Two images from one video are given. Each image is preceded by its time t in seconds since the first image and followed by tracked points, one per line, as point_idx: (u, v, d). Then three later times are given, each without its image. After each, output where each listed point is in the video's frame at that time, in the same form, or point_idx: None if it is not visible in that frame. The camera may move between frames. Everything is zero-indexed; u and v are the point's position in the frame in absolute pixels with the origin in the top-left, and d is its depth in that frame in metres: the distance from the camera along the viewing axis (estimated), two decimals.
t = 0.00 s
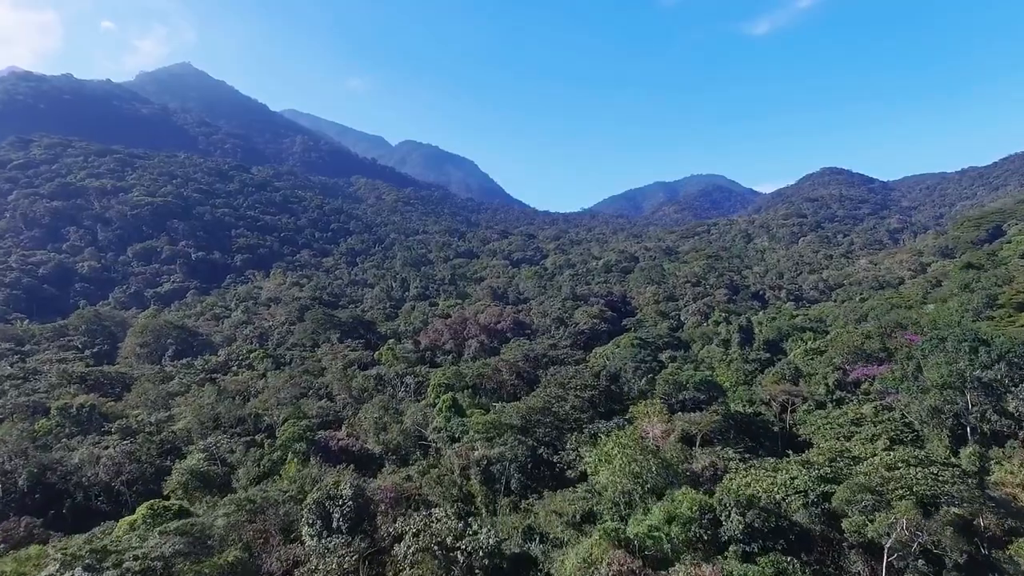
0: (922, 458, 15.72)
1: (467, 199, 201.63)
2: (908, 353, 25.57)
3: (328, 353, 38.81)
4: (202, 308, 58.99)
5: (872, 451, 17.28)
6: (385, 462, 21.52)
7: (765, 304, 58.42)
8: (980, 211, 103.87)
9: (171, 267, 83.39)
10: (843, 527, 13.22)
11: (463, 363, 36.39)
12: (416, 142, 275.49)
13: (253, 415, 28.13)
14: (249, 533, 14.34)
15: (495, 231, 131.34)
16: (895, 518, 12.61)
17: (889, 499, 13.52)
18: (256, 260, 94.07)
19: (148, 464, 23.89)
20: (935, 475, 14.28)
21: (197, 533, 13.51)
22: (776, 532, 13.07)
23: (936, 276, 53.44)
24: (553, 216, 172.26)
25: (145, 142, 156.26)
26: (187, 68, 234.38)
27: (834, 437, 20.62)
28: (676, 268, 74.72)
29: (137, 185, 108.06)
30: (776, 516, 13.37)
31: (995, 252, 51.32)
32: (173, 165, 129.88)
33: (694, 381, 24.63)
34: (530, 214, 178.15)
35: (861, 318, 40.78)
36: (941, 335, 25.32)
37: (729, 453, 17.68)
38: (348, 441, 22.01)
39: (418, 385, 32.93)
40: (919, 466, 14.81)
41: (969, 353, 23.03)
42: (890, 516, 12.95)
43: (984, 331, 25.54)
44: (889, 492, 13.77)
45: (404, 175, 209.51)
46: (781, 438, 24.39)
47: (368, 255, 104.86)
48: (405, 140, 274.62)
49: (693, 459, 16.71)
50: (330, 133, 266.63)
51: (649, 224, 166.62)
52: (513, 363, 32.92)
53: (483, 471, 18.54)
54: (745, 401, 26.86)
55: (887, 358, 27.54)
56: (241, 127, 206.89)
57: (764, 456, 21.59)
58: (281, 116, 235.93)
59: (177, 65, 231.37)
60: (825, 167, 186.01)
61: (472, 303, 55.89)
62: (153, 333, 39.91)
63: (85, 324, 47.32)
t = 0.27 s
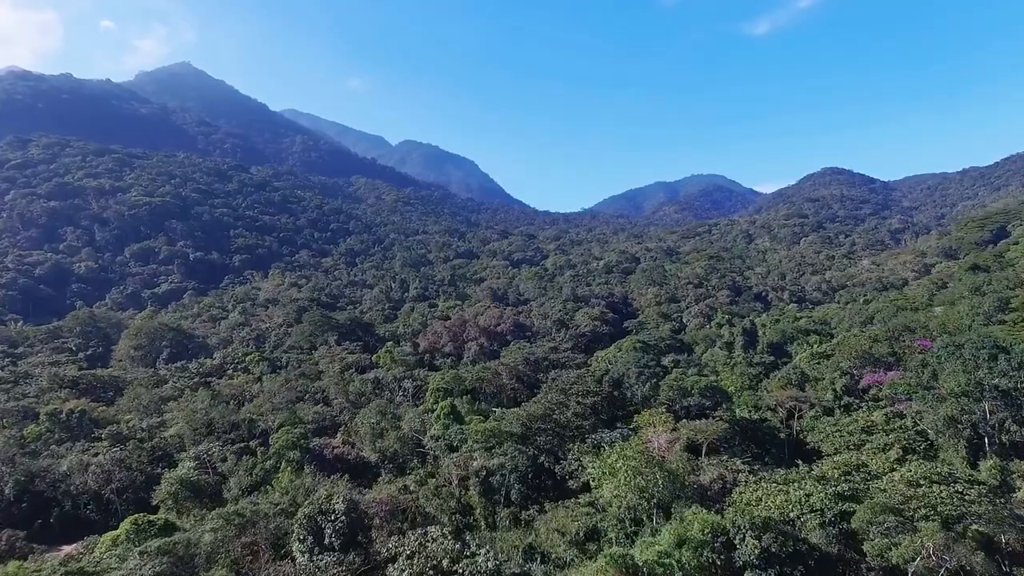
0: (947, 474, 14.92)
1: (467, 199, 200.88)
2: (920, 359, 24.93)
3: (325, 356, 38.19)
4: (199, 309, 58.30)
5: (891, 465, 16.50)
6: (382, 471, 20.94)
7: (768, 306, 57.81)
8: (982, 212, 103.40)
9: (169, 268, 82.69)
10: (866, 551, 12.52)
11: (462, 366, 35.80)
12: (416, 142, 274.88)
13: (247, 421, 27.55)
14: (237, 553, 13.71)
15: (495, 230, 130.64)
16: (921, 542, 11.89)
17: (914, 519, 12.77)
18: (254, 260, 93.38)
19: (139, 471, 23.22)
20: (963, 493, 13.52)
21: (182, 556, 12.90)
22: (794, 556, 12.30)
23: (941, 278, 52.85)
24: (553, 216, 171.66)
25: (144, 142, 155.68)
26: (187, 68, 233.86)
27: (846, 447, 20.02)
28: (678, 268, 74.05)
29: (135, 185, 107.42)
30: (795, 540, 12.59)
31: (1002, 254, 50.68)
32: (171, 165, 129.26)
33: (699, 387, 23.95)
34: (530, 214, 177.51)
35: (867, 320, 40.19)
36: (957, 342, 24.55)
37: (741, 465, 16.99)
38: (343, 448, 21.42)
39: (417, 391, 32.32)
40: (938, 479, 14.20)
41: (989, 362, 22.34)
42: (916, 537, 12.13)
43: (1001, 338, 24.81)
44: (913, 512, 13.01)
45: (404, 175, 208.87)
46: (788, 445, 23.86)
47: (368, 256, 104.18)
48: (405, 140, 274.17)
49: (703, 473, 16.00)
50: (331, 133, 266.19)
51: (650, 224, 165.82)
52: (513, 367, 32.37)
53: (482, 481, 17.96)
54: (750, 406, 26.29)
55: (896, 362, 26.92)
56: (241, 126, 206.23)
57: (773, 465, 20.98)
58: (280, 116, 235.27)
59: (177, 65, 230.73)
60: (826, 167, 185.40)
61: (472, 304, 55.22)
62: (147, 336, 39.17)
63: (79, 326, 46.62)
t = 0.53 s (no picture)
0: (976, 495, 14.06)
1: (467, 198, 200.14)
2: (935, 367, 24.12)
3: (322, 360, 37.44)
4: (195, 311, 57.58)
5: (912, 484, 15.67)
6: (377, 482, 20.24)
7: (771, 308, 57.10)
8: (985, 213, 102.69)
9: (166, 268, 81.94)
10: None
11: (461, 371, 35.06)
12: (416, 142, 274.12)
13: (239, 427, 26.81)
14: None
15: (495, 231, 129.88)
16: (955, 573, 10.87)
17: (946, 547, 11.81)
18: (252, 261, 92.60)
19: (126, 481, 22.43)
20: (995, 520, 12.65)
21: None
22: None
23: (946, 280, 52.11)
24: (553, 216, 170.90)
25: (143, 141, 154.97)
26: (187, 68, 233.25)
27: (859, 459, 19.29)
28: (680, 269, 73.29)
29: (133, 185, 106.58)
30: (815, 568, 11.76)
31: (1009, 256, 49.90)
32: (169, 164, 128.54)
33: (706, 395, 23.18)
34: (530, 214, 176.78)
35: (874, 324, 39.43)
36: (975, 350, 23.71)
37: (754, 482, 16.20)
38: (337, 459, 20.69)
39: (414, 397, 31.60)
40: (962, 499, 13.46)
41: (1009, 371, 21.49)
42: (951, 569, 11.01)
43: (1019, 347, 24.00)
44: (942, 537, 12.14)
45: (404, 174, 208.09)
46: (797, 453, 23.18)
47: (367, 256, 103.48)
48: (405, 140, 273.45)
49: (713, 490, 15.24)
50: (330, 133, 265.44)
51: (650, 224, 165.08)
52: (513, 372, 31.67)
53: (481, 496, 17.17)
54: (757, 413, 25.57)
55: (908, 368, 26.12)
56: (241, 126, 205.49)
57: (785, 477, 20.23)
58: (280, 116, 234.47)
59: (176, 64, 230.11)
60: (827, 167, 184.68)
61: (472, 306, 54.50)
62: (140, 338, 38.42)
63: (73, 328, 45.84)
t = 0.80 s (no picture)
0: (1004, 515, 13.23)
1: (466, 198, 199.55)
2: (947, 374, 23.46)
3: (318, 363, 36.82)
4: (192, 312, 57.00)
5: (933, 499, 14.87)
6: (372, 493, 19.70)
7: (774, 310, 56.53)
8: (987, 213, 102.15)
9: (163, 269, 81.31)
10: None
11: (460, 375, 34.47)
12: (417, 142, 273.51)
13: (233, 434, 26.21)
14: None
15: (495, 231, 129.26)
16: None
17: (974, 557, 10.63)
18: (251, 261, 91.94)
19: (115, 490, 21.85)
20: None
21: None
22: None
23: (951, 281, 51.47)
24: (553, 216, 170.32)
25: (141, 141, 154.36)
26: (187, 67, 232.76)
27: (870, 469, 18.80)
28: (682, 270, 72.68)
29: (131, 185, 105.91)
30: None
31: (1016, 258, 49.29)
32: (168, 164, 127.92)
33: (712, 400, 22.61)
34: (530, 214, 176.21)
35: (880, 327, 38.80)
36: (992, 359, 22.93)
37: (765, 497, 15.48)
38: (331, 468, 20.08)
39: (412, 401, 31.00)
40: (988, 517, 12.76)
41: None
42: None
43: None
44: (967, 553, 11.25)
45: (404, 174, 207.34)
46: (804, 461, 22.73)
47: (366, 256, 102.88)
48: (405, 140, 272.80)
49: (722, 505, 14.54)
50: (331, 133, 264.91)
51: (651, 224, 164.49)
52: (513, 377, 31.11)
53: (480, 509, 16.53)
54: (763, 419, 25.07)
55: (917, 374, 25.51)
56: (240, 126, 204.88)
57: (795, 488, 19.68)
58: (280, 115, 233.77)
59: (176, 64, 229.63)
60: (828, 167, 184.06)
61: (471, 308, 53.91)
62: (134, 341, 37.79)
63: (67, 329, 45.19)
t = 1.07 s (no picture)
0: None
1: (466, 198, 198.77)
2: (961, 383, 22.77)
3: (314, 367, 36.13)
4: (188, 314, 56.27)
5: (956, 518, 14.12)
6: (366, 506, 19.04)
7: (777, 311, 55.81)
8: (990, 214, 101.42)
9: (160, 270, 80.58)
10: None
11: (459, 380, 33.77)
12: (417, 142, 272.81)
13: (225, 441, 25.55)
14: None
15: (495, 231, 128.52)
16: None
17: None
18: (249, 261, 91.20)
19: (101, 501, 21.18)
20: None
21: None
22: None
23: (957, 283, 50.75)
24: (554, 216, 169.55)
25: (140, 140, 153.65)
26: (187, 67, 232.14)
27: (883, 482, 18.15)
28: (684, 271, 71.90)
29: (128, 185, 105.22)
30: None
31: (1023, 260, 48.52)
32: (166, 164, 127.21)
33: (719, 407, 21.97)
34: (531, 214, 175.46)
35: (887, 330, 38.11)
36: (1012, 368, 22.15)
37: (778, 515, 14.77)
38: (324, 479, 19.38)
39: (410, 407, 30.31)
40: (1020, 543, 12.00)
41: None
42: None
43: None
44: None
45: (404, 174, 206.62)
46: (813, 471, 22.12)
47: (365, 257, 102.18)
48: (405, 140, 272.06)
49: (733, 526, 13.86)
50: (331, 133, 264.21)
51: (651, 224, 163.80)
52: (513, 381, 30.46)
53: (478, 525, 15.92)
54: (771, 426, 24.43)
55: (929, 380, 24.84)
56: (240, 126, 204.22)
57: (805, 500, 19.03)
58: (280, 115, 233.16)
59: (176, 64, 229.04)
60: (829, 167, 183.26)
61: (471, 310, 53.17)
62: (127, 345, 37.05)
63: (60, 332, 44.41)
